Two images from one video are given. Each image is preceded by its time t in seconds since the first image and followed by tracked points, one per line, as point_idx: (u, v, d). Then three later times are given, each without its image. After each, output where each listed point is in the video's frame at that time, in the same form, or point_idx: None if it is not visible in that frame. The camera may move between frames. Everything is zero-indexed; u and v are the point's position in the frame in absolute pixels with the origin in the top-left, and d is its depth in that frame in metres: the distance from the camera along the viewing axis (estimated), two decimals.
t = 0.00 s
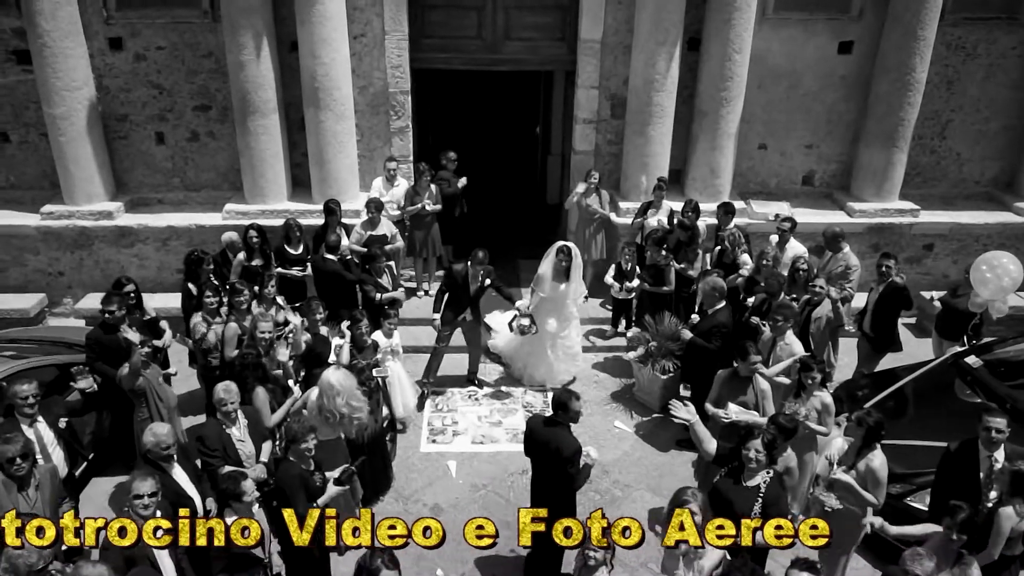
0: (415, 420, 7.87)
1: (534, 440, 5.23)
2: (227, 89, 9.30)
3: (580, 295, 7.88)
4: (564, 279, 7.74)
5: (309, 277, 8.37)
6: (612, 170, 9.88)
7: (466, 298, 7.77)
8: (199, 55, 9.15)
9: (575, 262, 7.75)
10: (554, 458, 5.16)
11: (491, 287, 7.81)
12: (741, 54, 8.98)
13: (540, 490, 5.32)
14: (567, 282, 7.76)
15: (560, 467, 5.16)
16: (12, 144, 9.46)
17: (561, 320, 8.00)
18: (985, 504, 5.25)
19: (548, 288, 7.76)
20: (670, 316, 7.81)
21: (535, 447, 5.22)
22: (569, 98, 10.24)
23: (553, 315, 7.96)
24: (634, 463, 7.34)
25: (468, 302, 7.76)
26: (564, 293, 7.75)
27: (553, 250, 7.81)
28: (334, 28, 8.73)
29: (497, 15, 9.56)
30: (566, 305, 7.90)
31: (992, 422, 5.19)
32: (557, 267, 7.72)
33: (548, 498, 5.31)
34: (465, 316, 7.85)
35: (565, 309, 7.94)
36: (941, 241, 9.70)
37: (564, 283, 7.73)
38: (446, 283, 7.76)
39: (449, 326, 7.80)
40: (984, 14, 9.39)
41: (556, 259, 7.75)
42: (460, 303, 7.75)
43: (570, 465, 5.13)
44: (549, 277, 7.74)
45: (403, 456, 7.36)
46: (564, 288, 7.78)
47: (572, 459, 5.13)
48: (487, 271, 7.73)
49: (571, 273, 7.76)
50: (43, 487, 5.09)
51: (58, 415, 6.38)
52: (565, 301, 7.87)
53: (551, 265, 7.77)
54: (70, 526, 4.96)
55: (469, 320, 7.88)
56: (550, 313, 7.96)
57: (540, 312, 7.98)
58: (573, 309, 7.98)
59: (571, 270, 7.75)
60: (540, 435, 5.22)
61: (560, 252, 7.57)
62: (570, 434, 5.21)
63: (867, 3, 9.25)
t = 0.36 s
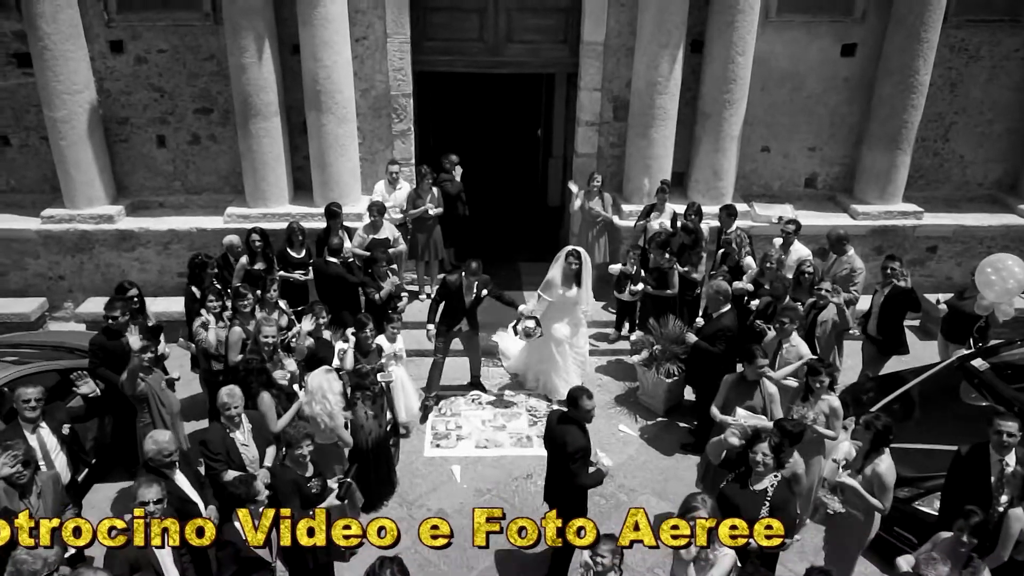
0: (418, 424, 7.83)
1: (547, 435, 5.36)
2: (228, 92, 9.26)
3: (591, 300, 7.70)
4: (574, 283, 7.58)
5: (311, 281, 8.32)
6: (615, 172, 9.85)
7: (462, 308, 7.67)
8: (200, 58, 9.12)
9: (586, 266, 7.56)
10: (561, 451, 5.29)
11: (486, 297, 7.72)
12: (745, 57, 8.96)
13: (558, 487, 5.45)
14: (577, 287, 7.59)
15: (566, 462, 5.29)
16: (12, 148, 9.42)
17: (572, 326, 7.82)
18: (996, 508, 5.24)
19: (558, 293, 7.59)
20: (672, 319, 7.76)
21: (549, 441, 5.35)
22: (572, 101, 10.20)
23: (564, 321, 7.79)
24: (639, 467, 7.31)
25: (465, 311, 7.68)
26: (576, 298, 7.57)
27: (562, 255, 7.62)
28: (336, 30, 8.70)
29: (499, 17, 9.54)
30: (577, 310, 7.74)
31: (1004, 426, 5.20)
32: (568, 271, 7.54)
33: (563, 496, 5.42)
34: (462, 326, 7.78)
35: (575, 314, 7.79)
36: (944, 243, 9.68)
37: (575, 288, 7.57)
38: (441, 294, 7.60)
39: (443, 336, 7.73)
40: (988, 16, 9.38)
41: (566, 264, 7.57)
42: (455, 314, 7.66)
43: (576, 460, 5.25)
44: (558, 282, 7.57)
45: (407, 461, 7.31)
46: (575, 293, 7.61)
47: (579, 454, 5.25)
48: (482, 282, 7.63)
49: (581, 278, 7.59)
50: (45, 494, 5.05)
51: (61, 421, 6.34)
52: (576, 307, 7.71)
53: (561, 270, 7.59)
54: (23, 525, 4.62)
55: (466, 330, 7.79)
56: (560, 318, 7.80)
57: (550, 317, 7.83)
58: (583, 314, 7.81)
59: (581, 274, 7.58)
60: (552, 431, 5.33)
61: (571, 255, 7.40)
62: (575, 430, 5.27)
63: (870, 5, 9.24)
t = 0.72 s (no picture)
0: (415, 427, 7.78)
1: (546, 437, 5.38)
2: (221, 93, 9.19)
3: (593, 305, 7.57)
4: (575, 288, 7.46)
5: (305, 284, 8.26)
6: (610, 173, 9.82)
7: (446, 318, 7.37)
8: (193, 59, 9.05)
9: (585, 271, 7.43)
10: (559, 443, 5.32)
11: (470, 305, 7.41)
12: (740, 57, 8.95)
13: (560, 488, 5.42)
14: (578, 291, 7.46)
15: (561, 454, 5.34)
16: (2, 150, 9.32)
17: (574, 332, 7.70)
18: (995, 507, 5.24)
19: (559, 298, 7.46)
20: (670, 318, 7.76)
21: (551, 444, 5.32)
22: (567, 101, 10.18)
23: (565, 326, 7.67)
24: (637, 468, 7.28)
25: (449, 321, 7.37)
26: (578, 303, 7.45)
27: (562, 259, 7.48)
28: (331, 31, 8.64)
29: (494, 17, 9.50)
30: (578, 315, 7.62)
31: (1004, 426, 5.19)
32: (568, 276, 7.39)
33: (567, 497, 5.38)
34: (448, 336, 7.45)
35: (577, 319, 7.66)
36: (939, 243, 9.70)
37: (576, 292, 7.44)
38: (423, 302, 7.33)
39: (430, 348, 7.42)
40: (981, 17, 9.42)
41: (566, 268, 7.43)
42: (439, 324, 7.35)
43: (573, 452, 5.28)
44: (559, 287, 7.44)
45: (404, 464, 7.26)
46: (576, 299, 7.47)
47: (575, 447, 5.27)
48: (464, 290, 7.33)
49: (583, 282, 7.46)
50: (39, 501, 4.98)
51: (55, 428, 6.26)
52: (577, 312, 7.59)
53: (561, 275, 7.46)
54: None
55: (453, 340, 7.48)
56: (562, 323, 7.68)
57: (551, 323, 7.71)
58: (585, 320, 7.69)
59: (582, 279, 7.45)
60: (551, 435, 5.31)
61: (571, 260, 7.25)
62: (576, 423, 5.26)
63: (864, 5, 9.26)
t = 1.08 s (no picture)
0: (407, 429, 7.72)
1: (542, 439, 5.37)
2: (207, 94, 9.10)
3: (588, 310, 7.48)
4: (569, 291, 7.38)
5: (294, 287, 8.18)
6: (599, 172, 9.80)
7: (428, 322, 7.19)
8: (178, 60, 8.95)
9: (579, 275, 7.38)
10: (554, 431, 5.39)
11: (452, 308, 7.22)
12: (729, 55, 8.97)
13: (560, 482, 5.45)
14: (573, 295, 7.39)
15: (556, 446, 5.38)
16: None
17: (571, 339, 7.58)
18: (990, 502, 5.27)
19: (553, 302, 7.38)
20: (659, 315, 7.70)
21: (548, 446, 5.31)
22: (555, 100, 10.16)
23: (562, 333, 7.56)
24: (631, 467, 7.28)
25: (430, 325, 7.19)
26: (573, 307, 7.36)
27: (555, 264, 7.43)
28: (318, 30, 8.58)
29: (483, 17, 9.46)
30: (574, 321, 7.52)
31: (997, 421, 5.26)
32: (561, 280, 7.33)
33: (566, 487, 5.45)
34: (431, 340, 7.26)
35: (574, 326, 7.56)
36: (925, 239, 9.76)
37: (570, 296, 7.36)
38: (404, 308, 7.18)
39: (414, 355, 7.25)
40: (965, 14, 9.49)
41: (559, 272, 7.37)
42: (421, 329, 7.17)
43: (567, 441, 5.35)
44: (553, 290, 7.37)
45: (397, 466, 7.20)
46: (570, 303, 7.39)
47: (569, 435, 5.32)
48: (445, 292, 7.13)
49: (577, 286, 7.39)
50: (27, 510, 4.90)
51: (43, 434, 6.17)
52: (573, 317, 7.49)
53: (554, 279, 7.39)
54: None
55: (434, 345, 7.29)
56: (558, 330, 7.59)
57: (548, 329, 7.62)
58: (582, 327, 7.59)
59: (577, 282, 7.39)
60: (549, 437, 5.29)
61: (563, 262, 7.19)
62: (574, 413, 5.33)
63: (851, 3, 9.31)
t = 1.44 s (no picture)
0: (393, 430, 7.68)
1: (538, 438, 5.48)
2: (184, 94, 8.99)
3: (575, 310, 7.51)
4: (555, 293, 7.36)
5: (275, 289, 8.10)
6: (581, 170, 9.81)
7: (410, 329, 7.11)
8: (154, 60, 8.83)
9: (565, 276, 7.38)
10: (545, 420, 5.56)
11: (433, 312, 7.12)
12: (709, 52, 9.02)
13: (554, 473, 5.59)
14: (559, 297, 7.36)
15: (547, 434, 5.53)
16: None
17: (558, 342, 7.54)
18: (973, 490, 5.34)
19: (539, 304, 7.35)
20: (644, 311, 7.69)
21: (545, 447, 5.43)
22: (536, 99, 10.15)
23: (549, 336, 7.52)
24: (618, 464, 7.30)
25: (412, 331, 7.10)
26: (559, 309, 7.33)
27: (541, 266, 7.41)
28: (297, 29, 8.50)
29: (463, 15, 9.43)
30: (561, 323, 7.50)
31: (978, 411, 5.27)
32: (547, 281, 7.31)
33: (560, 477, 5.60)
34: (415, 347, 7.21)
35: (561, 328, 7.53)
36: (903, 233, 9.88)
37: (557, 298, 7.33)
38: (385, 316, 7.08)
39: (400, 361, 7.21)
40: (940, 11, 9.61)
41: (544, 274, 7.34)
42: (402, 334, 7.09)
43: (556, 430, 5.51)
44: (539, 292, 7.36)
45: (384, 468, 7.15)
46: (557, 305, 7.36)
47: (559, 424, 5.48)
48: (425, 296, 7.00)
49: (564, 287, 7.37)
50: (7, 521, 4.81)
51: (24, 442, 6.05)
52: (560, 319, 7.47)
53: (540, 281, 7.37)
54: None
55: (416, 351, 7.21)
56: (546, 333, 7.54)
57: (536, 332, 7.57)
58: (569, 330, 7.57)
59: (563, 284, 7.37)
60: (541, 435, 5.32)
61: (549, 263, 7.19)
62: (566, 403, 5.48)
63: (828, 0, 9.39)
